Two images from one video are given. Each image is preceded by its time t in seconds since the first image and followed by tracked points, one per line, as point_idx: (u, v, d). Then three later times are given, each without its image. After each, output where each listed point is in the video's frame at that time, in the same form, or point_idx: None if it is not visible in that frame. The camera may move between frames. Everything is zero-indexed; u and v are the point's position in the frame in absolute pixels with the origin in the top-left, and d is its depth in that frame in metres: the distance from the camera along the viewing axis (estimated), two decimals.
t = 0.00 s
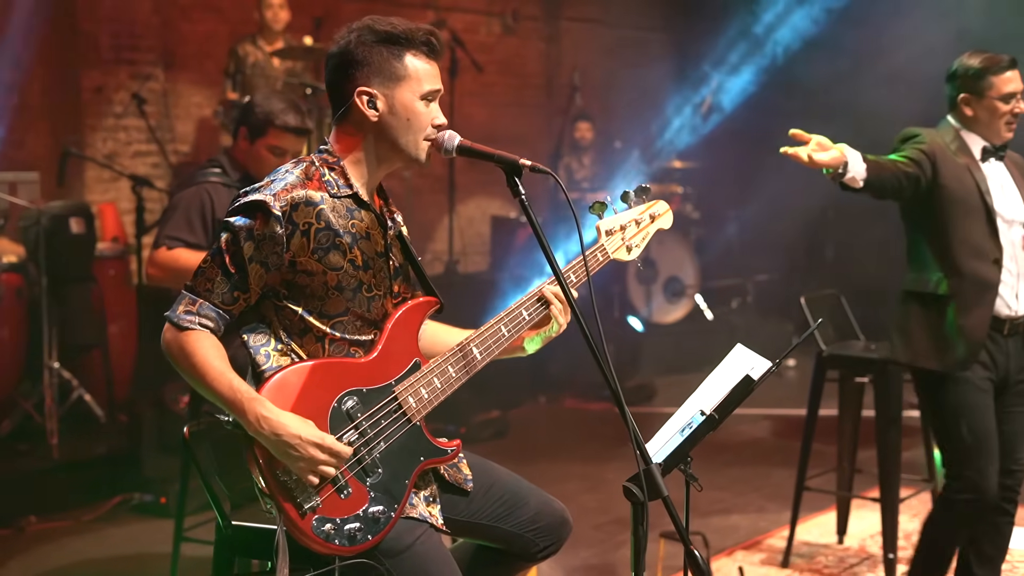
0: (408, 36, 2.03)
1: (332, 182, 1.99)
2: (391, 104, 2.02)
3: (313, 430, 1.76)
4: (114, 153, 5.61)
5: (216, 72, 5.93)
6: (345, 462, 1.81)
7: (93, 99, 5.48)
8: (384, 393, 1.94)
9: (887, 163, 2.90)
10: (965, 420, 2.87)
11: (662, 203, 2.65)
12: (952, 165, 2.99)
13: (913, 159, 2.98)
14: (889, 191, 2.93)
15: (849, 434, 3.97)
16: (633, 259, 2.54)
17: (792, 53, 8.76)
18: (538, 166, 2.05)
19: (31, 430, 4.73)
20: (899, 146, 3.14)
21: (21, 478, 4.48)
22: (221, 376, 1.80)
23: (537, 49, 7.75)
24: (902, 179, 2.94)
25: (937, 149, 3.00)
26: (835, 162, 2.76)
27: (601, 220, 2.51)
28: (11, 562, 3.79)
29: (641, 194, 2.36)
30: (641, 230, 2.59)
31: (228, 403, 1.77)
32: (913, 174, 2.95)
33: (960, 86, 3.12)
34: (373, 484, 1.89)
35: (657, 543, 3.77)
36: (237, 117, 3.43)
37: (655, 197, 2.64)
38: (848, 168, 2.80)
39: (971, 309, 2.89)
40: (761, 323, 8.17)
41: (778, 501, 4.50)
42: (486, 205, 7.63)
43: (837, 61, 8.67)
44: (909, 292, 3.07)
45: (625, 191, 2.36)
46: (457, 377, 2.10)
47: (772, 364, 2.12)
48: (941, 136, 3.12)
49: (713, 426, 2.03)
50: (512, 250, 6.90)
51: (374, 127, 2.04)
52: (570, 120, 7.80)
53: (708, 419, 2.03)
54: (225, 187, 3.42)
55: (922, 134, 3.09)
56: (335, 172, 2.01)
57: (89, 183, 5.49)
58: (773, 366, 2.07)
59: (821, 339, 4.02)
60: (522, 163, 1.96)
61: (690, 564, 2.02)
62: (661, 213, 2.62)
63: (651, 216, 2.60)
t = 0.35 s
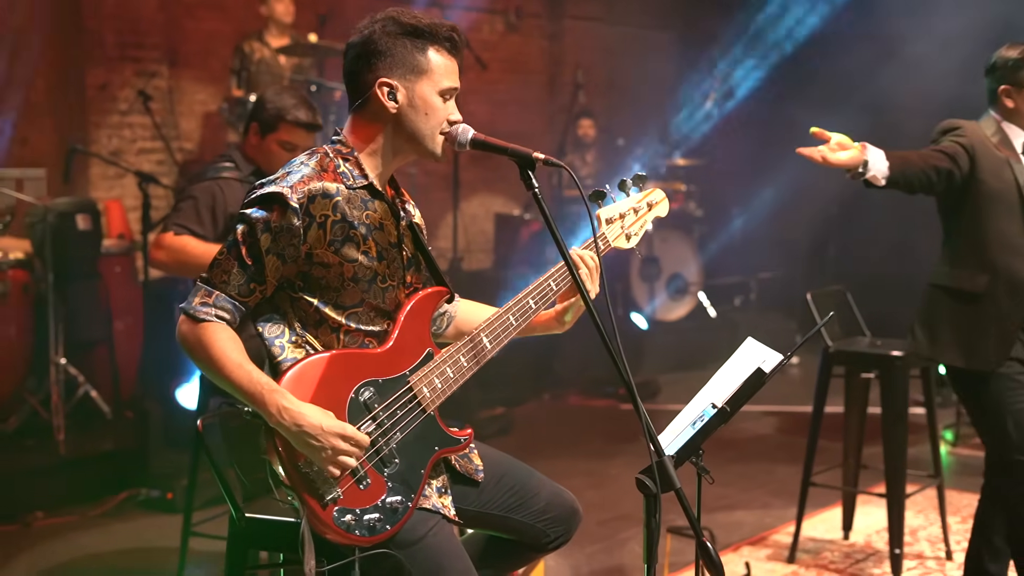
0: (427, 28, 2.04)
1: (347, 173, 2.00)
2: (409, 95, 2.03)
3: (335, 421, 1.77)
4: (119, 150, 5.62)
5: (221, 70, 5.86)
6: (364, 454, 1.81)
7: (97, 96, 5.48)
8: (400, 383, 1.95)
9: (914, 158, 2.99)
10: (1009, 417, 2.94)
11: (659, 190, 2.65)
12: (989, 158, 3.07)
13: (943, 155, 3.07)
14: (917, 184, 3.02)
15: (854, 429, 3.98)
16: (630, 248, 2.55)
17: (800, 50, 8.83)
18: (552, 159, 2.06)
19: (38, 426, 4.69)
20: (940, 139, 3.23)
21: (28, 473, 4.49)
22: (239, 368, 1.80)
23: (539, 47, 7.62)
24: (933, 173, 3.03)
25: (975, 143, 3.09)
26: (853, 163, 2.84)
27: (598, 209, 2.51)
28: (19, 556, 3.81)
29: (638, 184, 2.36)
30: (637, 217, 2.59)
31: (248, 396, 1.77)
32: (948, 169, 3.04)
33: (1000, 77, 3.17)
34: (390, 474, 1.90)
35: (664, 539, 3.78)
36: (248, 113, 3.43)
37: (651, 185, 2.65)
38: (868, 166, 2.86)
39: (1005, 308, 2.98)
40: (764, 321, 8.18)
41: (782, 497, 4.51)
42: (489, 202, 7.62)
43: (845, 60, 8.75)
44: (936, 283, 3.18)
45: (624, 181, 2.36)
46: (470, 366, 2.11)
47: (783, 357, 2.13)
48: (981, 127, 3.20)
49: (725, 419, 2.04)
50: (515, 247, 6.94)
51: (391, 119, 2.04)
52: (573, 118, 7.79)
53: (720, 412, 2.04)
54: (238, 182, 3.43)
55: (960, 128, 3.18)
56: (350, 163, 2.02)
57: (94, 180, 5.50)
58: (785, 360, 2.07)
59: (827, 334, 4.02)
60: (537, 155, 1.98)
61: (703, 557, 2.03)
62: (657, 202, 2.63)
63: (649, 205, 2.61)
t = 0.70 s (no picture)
0: (451, 31, 2.03)
1: (373, 178, 1.99)
2: (434, 99, 2.02)
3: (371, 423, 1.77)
4: (133, 151, 5.62)
5: (234, 70, 5.94)
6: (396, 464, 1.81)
7: (111, 96, 5.48)
8: (426, 387, 1.94)
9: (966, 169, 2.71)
10: None
11: (678, 187, 2.66)
12: None
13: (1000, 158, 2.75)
14: (969, 196, 2.72)
15: (872, 432, 3.97)
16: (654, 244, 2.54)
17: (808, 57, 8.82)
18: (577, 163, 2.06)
19: (51, 427, 4.75)
20: (997, 145, 2.92)
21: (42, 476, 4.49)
22: (272, 368, 1.80)
23: (552, 47, 7.80)
24: (989, 182, 2.72)
25: None
26: (899, 179, 2.63)
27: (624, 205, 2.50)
28: (37, 558, 3.80)
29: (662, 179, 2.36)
30: (659, 215, 2.59)
31: (282, 394, 1.77)
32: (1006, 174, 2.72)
33: None
34: (419, 479, 1.90)
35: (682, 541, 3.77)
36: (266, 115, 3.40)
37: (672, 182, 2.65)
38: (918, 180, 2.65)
39: None
40: (777, 322, 8.16)
41: (798, 501, 4.49)
42: (502, 203, 7.61)
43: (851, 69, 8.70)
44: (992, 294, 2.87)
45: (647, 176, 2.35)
46: (495, 370, 2.10)
47: (810, 364, 2.12)
48: None
49: (749, 425, 2.03)
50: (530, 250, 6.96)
51: (416, 123, 2.04)
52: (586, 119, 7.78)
53: (745, 419, 2.03)
54: (255, 186, 3.41)
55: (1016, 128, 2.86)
56: (375, 167, 2.01)
57: (108, 181, 5.49)
58: (810, 366, 2.07)
59: (844, 335, 4.02)
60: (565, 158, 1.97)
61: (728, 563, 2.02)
62: (678, 198, 2.63)
63: (669, 201, 2.61)
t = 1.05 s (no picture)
0: (452, 33, 2.01)
1: (375, 185, 1.97)
2: (437, 103, 1.99)
3: (363, 444, 1.74)
4: (138, 151, 5.60)
5: (240, 70, 5.90)
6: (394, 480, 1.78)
7: (116, 96, 5.47)
8: (428, 397, 1.92)
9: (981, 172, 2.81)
10: None
11: (698, 191, 2.62)
12: None
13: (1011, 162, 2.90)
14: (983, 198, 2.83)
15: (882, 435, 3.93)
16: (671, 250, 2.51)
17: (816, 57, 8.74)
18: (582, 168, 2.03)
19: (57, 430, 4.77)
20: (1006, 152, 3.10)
21: (46, 477, 4.47)
22: (265, 387, 1.77)
23: (558, 47, 7.77)
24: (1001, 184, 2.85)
25: None
26: (920, 179, 2.62)
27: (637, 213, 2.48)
28: (41, 561, 3.78)
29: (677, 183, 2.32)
30: (678, 221, 2.56)
31: (274, 414, 1.74)
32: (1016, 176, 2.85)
33: None
34: (420, 491, 1.87)
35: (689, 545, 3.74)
36: (266, 114, 3.44)
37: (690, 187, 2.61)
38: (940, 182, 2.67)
39: None
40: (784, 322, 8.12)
41: (806, 503, 4.45)
42: (508, 203, 7.58)
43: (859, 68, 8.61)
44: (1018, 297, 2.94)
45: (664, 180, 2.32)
46: (499, 380, 2.07)
47: (819, 367, 2.09)
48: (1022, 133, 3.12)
49: (759, 429, 2.01)
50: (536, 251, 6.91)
51: (419, 129, 2.01)
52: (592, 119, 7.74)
53: (755, 422, 2.00)
54: (257, 184, 3.39)
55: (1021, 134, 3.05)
56: (377, 174, 1.99)
57: (113, 181, 5.48)
58: (821, 369, 2.03)
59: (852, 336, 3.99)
60: (569, 161, 1.94)
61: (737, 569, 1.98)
62: (697, 202, 2.59)
63: (689, 205, 2.57)
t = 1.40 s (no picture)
0: (444, 25, 1.98)
1: (363, 180, 1.94)
2: (428, 97, 1.97)
3: (347, 437, 1.72)
4: (134, 150, 5.57)
5: (237, 69, 5.87)
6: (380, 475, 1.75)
7: (113, 96, 5.44)
8: (416, 394, 1.89)
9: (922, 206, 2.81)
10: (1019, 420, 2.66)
11: (699, 186, 2.59)
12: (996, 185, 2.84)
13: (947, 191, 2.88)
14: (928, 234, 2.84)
15: (881, 437, 3.89)
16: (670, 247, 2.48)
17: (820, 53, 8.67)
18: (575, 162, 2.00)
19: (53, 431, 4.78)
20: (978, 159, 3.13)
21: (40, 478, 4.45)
22: (251, 381, 1.75)
23: (557, 46, 7.73)
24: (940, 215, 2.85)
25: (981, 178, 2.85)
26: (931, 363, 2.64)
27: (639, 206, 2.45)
28: (33, 563, 3.75)
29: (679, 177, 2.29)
30: (680, 214, 2.52)
31: (258, 409, 1.72)
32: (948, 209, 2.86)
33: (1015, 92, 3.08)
34: (407, 489, 1.84)
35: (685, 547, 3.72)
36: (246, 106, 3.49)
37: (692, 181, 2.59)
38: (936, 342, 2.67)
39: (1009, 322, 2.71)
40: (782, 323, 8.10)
41: (804, 505, 4.42)
42: (506, 203, 7.55)
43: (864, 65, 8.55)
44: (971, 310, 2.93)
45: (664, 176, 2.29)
46: (491, 376, 2.04)
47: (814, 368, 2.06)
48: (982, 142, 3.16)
49: (754, 431, 1.98)
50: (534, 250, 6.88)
51: (408, 123, 1.99)
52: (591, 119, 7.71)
53: (750, 424, 1.98)
54: (249, 177, 3.34)
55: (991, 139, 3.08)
56: (367, 169, 1.96)
57: (109, 180, 5.45)
58: (817, 370, 2.01)
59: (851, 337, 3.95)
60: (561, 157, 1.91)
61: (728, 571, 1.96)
62: (698, 197, 2.56)
63: (690, 200, 2.54)
